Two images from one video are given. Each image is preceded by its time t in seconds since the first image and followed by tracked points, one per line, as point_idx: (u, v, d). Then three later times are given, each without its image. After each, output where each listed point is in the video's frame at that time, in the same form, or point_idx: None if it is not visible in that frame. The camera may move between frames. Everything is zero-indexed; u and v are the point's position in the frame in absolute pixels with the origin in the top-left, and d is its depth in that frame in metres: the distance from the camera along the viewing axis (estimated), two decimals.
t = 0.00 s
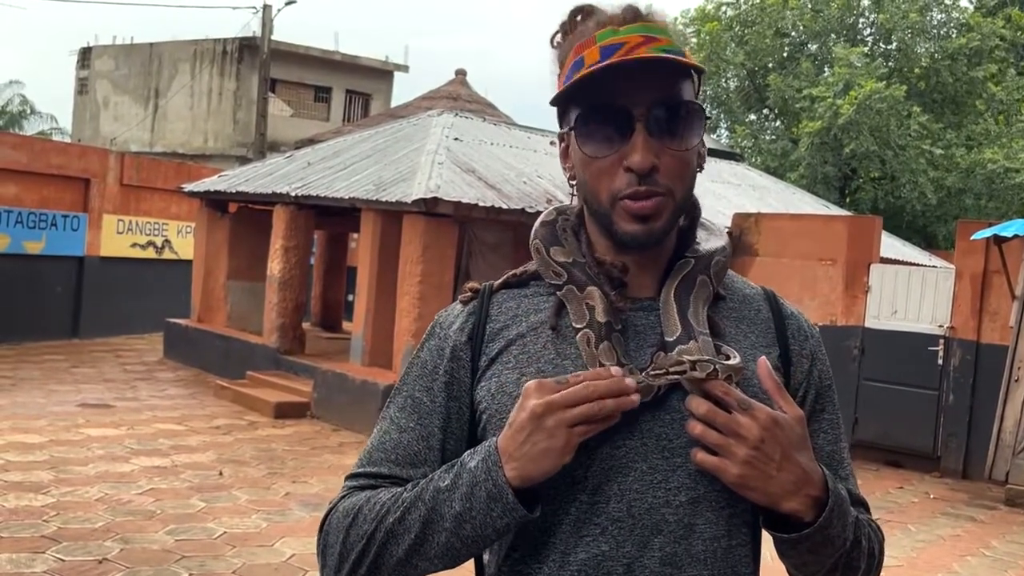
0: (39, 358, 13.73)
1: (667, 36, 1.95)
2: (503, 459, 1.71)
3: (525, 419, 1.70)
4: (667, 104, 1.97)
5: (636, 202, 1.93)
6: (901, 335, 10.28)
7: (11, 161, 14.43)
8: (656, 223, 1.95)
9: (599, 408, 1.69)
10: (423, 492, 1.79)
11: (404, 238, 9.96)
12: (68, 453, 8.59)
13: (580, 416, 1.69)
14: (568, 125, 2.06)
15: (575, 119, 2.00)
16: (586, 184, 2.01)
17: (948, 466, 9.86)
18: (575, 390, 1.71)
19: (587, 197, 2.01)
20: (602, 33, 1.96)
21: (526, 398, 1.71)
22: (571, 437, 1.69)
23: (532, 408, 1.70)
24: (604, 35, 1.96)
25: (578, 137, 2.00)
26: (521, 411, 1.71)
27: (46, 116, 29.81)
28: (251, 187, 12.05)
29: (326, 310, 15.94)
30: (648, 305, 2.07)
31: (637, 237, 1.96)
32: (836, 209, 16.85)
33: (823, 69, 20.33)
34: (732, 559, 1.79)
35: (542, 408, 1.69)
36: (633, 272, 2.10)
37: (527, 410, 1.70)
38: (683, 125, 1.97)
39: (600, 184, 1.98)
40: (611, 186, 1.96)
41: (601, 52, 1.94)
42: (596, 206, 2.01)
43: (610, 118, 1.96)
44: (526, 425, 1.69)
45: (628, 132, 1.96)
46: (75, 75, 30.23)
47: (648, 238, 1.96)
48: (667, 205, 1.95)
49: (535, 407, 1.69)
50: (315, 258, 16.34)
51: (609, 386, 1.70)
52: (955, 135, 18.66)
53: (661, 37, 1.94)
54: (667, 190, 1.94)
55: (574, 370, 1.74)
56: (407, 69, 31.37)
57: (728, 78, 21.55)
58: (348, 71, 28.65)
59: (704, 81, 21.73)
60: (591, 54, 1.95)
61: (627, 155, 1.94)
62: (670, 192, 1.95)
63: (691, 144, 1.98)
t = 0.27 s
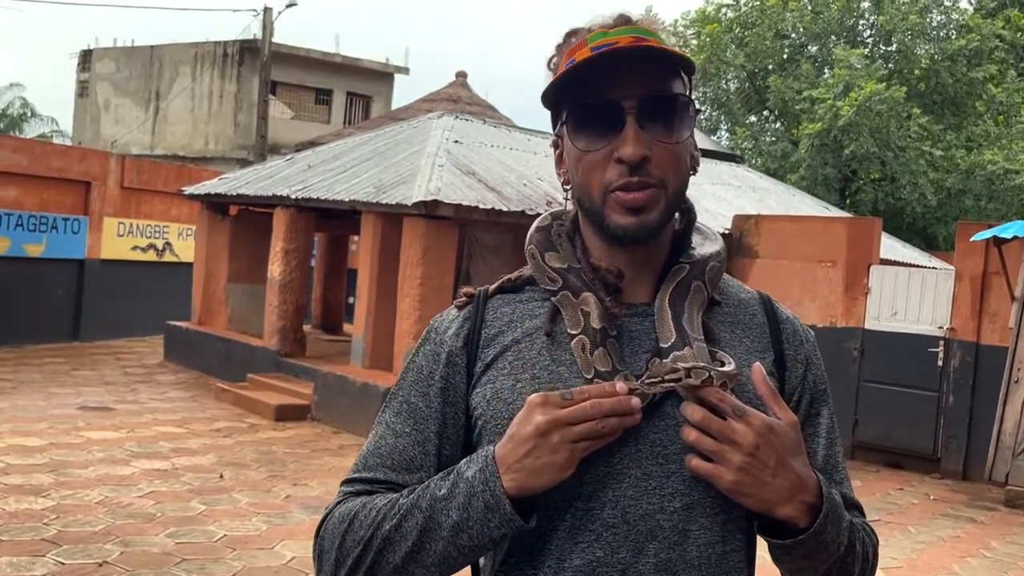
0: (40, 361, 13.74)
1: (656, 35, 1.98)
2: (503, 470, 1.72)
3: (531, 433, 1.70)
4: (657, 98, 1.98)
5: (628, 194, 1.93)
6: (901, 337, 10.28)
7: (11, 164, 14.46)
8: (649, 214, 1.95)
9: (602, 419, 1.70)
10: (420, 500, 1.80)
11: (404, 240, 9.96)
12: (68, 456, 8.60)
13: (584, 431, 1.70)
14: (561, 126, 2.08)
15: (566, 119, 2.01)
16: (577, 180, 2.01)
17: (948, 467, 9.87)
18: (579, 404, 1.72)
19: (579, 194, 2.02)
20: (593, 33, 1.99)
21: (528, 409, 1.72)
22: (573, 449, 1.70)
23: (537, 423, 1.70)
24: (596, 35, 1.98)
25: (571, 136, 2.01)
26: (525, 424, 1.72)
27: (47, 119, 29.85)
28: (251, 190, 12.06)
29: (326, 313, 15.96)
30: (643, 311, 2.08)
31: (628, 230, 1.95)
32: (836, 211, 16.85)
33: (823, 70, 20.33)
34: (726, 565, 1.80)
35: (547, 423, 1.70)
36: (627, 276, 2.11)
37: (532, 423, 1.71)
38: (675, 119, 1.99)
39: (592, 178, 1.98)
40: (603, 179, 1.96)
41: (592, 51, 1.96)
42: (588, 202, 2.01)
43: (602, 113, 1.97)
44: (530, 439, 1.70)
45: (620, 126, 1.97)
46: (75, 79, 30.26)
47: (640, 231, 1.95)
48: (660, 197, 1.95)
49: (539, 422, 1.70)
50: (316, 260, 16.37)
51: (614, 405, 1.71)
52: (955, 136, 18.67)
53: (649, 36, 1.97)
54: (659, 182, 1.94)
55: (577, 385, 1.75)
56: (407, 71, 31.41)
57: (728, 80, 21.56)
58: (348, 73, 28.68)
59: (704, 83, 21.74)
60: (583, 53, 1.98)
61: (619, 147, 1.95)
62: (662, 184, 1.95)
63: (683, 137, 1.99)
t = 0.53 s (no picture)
0: (40, 365, 13.73)
1: (652, 45, 1.96)
2: (505, 477, 1.72)
3: (539, 445, 1.70)
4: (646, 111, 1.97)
5: (615, 208, 1.95)
6: (901, 339, 10.27)
7: (11, 168, 14.45)
8: (636, 228, 1.96)
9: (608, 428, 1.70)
10: (422, 507, 1.79)
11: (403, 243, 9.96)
12: (68, 460, 8.59)
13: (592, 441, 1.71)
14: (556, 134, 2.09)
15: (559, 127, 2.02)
16: (569, 191, 2.04)
17: (948, 469, 9.87)
18: (585, 414, 1.71)
19: (571, 203, 2.04)
20: (587, 43, 1.98)
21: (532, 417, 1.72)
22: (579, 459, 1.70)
23: (544, 433, 1.70)
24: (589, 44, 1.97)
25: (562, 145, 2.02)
26: (530, 435, 1.71)
27: (47, 123, 29.85)
28: (251, 194, 12.06)
29: (326, 316, 15.96)
30: (641, 316, 2.07)
31: (615, 243, 1.98)
32: (836, 213, 16.85)
33: (822, 72, 20.32)
34: (725, 568, 1.80)
35: (555, 433, 1.69)
36: (624, 281, 2.11)
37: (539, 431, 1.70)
38: (665, 132, 1.98)
39: (581, 190, 2.00)
40: (591, 192, 1.98)
41: (585, 62, 1.95)
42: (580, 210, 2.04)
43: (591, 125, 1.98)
44: (537, 448, 1.70)
45: (609, 140, 1.98)
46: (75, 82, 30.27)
47: (627, 243, 1.98)
48: (647, 211, 1.96)
49: (547, 433, 1.70)
50: (316, 263, 16.37)
51: (620, 415, 1.71)
52: (955, 138, 18.67)
53: (643, 48, 1.95)
54: (647, 196, 1.96)
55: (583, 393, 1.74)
56: (407, 74, 31.41)
57: (727, 82, 21.57)
58: (348, 76, 28.69)
59: (703, 85, 21.75)
60: (576, 63, 1.97)
61: (606, 162, 1.96)
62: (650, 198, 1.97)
63: (674, 151, 1.98)
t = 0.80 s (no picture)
0: (41, 370, 13.73)
1: (650, 51, 1.98)
2: (515, 483, 1.72)
3: (553, 454, 1.70)
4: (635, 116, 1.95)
5: (600, 211, 1.95)
6: (901, 341, 10.28)
7: (11, 173, 14.47)
8: (622, 231, 1.96)
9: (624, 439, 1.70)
10: (428, 514, 1.79)
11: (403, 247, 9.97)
12: (70, 465, 8.59)
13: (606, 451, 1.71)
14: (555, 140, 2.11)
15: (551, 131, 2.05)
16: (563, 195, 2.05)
17: (949, 471, 9.87)
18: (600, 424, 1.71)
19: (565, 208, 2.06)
20: (585, 50, 2.01)
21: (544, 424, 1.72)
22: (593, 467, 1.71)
23: (558, 442, 1.70)
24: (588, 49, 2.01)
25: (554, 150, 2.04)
26: (543, 444, 1.71)
27: (47, 128, 29.89)
28: (251, 198, 12.06)
29: (327, 320, 15.96)
30: (643, 319, 2.08)
31: (601, 246, 1.97)
32: (836, 215, 16.86)
33: (822, 74, 20.36)
34: (727, 571, 1.81)
35: (569, 443, 1.69)
36: (625, 283, 2.12)
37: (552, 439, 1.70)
38: (652, 134, 1.95)
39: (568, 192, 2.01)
40: (577, 195, 1.99)
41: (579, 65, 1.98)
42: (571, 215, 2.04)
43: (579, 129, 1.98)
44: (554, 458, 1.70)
45: (596, 144, 1.98)
46: (75, 87, 30.30)
47: (614, 247, 1.97)
48: (632, 215, 1.95)
49: (561, 442, 1.70)
50: (316, 267, 16.37)
51: (633, 426, 1.71)
52: (955, 139, 18.70)
53: (638, 52, 1.96)
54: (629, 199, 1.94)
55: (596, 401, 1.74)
56: (406, 78, 31.44)
57: (727, 85, 21.61)
58: (347, 80, 28.71)
59: (703, 88, 21.80)
60: (572, 65, 2.01)
61: (591, 165, 1.96)
62: (633, 202, 1.95)
63: (664, 155, 1.96)
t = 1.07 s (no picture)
0: (41, 375, 13.73)
1: (664, 64, 1.97)
2: (526, 489, 1.73)
3: (574, 467, 1.70)
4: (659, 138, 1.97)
5: (627, 234, 1.96)
6: (902, 343, 10.28)
7: (12, 179, 14.48)
8: (647, 253, 1.98)
9: (646, 452, 1.70)
10: (435, 517, 1.80)
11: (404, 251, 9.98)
12: (71, 470, 8.59)
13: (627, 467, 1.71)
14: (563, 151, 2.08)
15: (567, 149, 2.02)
16: (581, 213, 2.04)
17: (951, 473, 9.86)
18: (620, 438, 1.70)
19: (582, 224, 2.05)
20: (598, 61, 1.98)
21: (563, 435, 1.71)
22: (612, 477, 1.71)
23: (581, 455, 1.70)
24: (601, 62, 1.98)
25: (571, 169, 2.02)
26: (563, 456, 1.70)
27: (47, 133, 29.91)
28: (251, 202, 12.06)
29: (327, 324, 15.97)
30: (646, 319, 2.09)
31: (626, 267, 1.99)
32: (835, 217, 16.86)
33: (820, 77, 20.38)
34: (730, 570, 1.81)
35: (591, 455, 1.70)
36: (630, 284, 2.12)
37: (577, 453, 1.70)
38: (677, 159, 1.99)
39: (591, 212, 2.00)
40: (601, 216, 1.99)
41: (597, 80, 1.95)
42: (590, 233, 2.05)
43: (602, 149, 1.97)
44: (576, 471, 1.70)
45: (621, 167, 1.98)
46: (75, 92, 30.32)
47: (638, 267, 2.00)
48: (659, 237, 1.98)
49: (583, 455, 1.70)
50: (316, 271, 16.38)
51: (657, 442, 1.71)
52: (954, 141, 18.72)
53: (656, 67, 1.96)
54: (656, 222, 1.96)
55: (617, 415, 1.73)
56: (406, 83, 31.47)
57: (726, 88, 21.63)
58: (347, 84, 28.73)
59: (702, 90, 21.82)
60: (587, 80, 1.97)
61: (619, 189, 1.96)
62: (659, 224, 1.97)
63: (686, 177, 1.99)
